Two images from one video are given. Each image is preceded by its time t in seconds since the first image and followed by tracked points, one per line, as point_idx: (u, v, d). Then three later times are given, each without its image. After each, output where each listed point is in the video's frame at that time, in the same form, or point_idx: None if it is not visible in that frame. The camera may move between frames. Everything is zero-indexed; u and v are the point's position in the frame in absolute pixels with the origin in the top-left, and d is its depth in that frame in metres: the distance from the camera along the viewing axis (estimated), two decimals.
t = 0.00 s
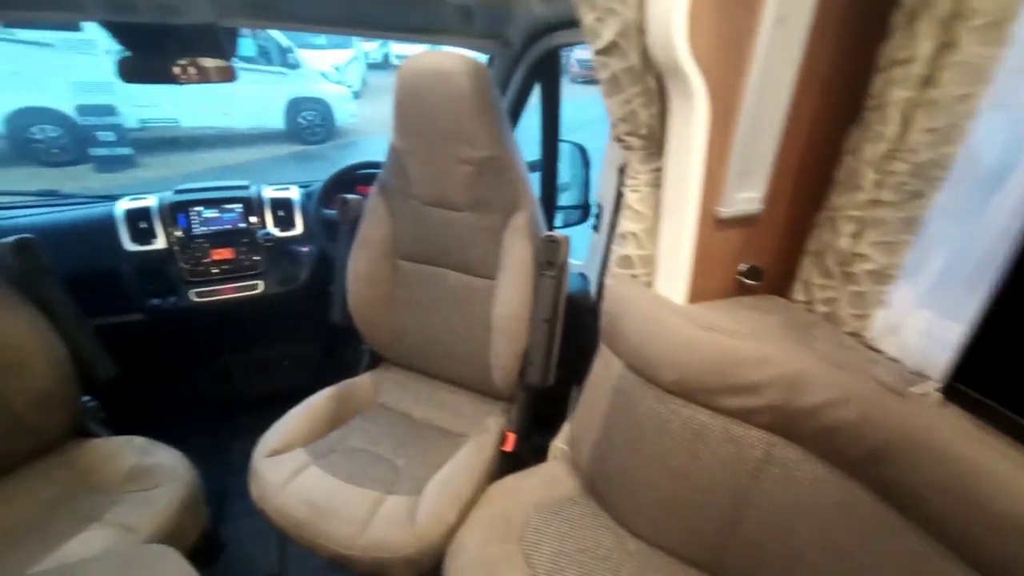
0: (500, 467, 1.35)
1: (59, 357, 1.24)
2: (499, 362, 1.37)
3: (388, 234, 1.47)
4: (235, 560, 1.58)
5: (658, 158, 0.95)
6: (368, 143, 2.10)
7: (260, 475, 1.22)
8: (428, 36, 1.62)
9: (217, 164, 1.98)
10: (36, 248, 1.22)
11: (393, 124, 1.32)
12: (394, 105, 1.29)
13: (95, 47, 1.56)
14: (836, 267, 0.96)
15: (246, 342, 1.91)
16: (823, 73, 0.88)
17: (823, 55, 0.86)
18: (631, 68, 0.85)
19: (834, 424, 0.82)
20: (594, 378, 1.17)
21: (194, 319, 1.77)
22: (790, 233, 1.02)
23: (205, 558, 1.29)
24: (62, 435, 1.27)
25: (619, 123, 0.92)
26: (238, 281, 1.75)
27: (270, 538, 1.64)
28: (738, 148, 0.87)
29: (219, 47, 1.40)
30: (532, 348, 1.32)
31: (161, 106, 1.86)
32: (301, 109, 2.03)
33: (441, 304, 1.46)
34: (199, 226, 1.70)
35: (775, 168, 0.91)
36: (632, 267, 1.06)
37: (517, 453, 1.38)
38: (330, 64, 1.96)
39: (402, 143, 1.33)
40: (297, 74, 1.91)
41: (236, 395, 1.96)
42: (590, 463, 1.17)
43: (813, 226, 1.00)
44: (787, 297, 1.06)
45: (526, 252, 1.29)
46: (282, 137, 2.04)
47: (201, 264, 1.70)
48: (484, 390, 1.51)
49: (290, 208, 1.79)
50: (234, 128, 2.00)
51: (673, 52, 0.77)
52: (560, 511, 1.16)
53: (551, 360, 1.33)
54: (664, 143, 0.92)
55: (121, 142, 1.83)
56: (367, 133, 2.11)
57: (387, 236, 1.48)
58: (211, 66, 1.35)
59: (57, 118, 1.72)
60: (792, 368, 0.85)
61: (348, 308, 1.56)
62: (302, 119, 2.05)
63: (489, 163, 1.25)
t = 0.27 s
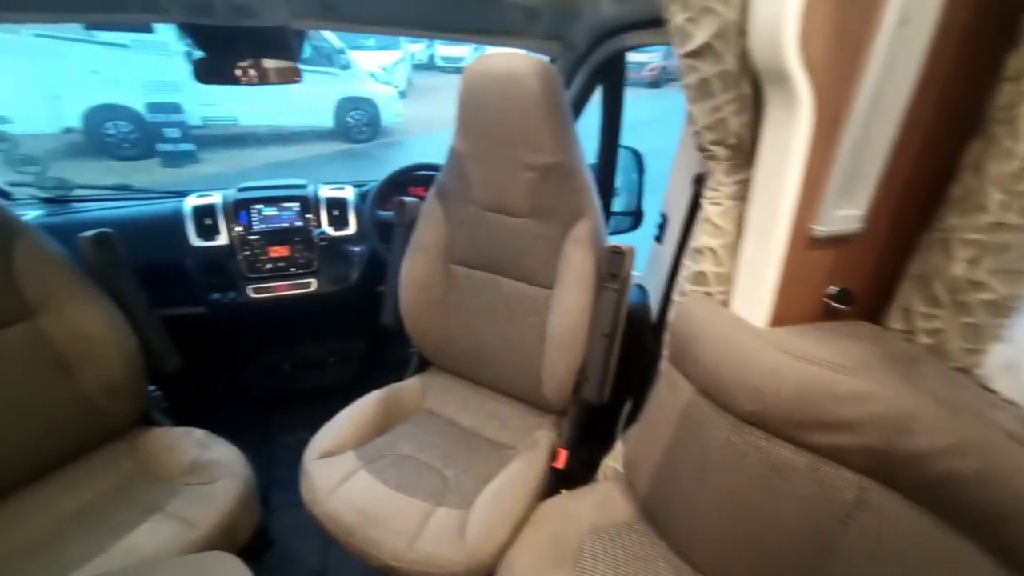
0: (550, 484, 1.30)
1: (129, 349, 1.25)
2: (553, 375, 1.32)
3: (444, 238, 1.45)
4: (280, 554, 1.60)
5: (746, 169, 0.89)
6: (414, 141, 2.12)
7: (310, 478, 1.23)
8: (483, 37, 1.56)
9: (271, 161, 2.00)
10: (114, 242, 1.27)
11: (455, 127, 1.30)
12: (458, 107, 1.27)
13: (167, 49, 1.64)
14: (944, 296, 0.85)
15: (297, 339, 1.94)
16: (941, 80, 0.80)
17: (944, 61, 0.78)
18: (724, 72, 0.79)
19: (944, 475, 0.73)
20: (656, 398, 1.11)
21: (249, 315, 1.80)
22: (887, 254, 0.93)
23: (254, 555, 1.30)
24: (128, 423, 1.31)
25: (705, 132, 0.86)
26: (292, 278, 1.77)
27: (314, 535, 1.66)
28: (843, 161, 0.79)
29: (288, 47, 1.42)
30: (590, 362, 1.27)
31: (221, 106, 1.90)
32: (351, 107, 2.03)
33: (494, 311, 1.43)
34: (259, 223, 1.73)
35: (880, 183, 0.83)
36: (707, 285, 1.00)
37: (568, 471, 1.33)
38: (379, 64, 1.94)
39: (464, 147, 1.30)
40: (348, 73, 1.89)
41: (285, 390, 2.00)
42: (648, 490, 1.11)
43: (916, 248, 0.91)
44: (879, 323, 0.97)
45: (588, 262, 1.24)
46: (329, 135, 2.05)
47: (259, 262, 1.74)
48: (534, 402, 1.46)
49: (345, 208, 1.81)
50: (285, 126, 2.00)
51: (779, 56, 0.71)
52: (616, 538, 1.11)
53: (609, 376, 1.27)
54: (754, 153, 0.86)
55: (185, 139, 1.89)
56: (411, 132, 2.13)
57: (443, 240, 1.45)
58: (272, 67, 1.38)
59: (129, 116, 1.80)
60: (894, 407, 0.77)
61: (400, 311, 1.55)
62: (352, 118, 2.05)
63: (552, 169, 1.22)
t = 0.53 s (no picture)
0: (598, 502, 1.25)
1: (190, 344, 1.27)
2: (605, 389, 1.28)
3: (495, 244, 1.42)
4: (320, 552, 1.61)
5: (837, 182, 0.83)
6: (452, 142, 2.11)
7: (357, 480, 1.22)
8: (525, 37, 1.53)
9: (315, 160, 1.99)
10: (181, 238, 1.32)
11: (513, 130, 1.27)
12: (518, 110, 1.24)
13: (224, 51, 1.67)
14: None
15: (343, 337, 1.96)
16: None
17: None
18: (823, 78, 0.74)
19: None
20: (719, 421, 1.04)
21: (298, 312, 1.83)
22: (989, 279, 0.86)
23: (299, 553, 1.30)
24: (184, 415, 1.34)
25: (794, 141, 0.81)
26: (341, 277, 1.79)
27: (353, 535, 1.66)
28: (956, 177, 0.73)
29: (347, 48, 1.44)
30: (645, 378, 1.22)
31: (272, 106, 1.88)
32: (394, 107, 2.00)
33: (544, 320, 1.39)
34: (312, 222, 1.75)
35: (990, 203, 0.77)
36: (783, 303, 0.94)
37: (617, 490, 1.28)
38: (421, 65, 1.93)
39: (522, 151, 1.27)
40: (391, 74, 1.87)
41: (328, 387, 2.02)
42: (706, 520, 1.04)
43: None
44: (977, 353, 0.89)
45: (648, 274, 1.19)
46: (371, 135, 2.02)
47: (311, 260, 1.76)
48: (581, 415, 1.41)
49: (394, 208, 1.81)
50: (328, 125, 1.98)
51: (893, 61, 0.65)
52: (671, 567, 1.05)
53: (665, 394, 1.21)
54: (848, 165, 0.80)
55: (239, 137, 1.90)
56: (450, 133, 2.11)
57: (494, 245, 1.42)
58: (324, 68, 1.40)
59: (190, 114, 1.84)
60: (1007, 451, 0.69)
61: (448, 315, 1.53)
62: (394, 118, 2.02)
63: (615, 176, 1.17)
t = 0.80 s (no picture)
0: (642, 518, 1.20)
1: (240, 339, 1.30)
2: (652, 401, 1.24)
3: (540, 248, 1.40)
4: (353, 550, 1.62)
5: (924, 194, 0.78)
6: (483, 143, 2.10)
7: (398, 481, 1.22)
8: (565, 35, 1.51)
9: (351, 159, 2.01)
10: (234, 236, 1.36)
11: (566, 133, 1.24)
12: (570, 112, 1.22)
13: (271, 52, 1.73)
14: None
15: (381, 336, 1.97)
16: None
17: None
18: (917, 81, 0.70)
19: None
20: (777, 442, 0.99)
21: (338, 309, 1.84)
22: None
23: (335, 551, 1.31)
24: (230, 408, 1.37)
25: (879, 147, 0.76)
26: (382, 276, 1.80)
27: (385, 534, 1.66)
28: None
29: (398, 48, 1.44)
30: (696, 392, 1.17)
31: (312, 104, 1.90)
32: (428, 108, 1.99)
33: (588, 327, 1.35)
34: (355, 221, 1.77)
35: None
36: (854, 321, 0.88)
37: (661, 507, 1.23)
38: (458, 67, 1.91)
39: (573, 154, 1.25)
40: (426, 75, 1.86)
41: (364, 385, 2.03)
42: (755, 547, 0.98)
43: None
44: None
45: (703, 283, 1.15)
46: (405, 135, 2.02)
47: (354, 258, 1.78)
48: (623, 426, 1.37)
49: (436, 209, 1.82)
50: (363, 125, 1.99)
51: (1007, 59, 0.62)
52: None
53: (716, 409, 1.16)
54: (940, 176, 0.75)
55: (281, 135, 1.92)
56: (483, 133, 2.10)
57: (539, 249, 1.40)
58: (364, 69, 1.43)
59: (237, 114, 1.87)
60: None
61: (489, 318, 1.52)
62: (429, 118, 2.01)
63: (672, 181, 1.14)
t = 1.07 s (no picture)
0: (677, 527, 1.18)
1: (281, 332, 1.33)
2: (690, 409, 1.21)
3: (578, 250, 1.39)
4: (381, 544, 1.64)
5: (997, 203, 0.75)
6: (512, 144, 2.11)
7: (430, 479, 1.22)
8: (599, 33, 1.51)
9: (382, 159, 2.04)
10: (280, 231, 1.38)
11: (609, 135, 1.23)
12: (613, 113, 1.21)
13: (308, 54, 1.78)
14: None
15: (413, 333, 1.99)
16: None
17: None
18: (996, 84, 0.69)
19: None
20: (824, 457, 0.95)
21: (373, 306, 1.87)
22: None
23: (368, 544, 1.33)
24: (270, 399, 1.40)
25: (951, 153, 0.74)
26: (417, 274, 1.82)
27: (413, 529, 1.68)
28: None
29: (440, 46, 1.47)
30: (736, 401, 1.14)
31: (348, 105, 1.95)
32: (459, 108, 2.00)
33: (625, 332, 1.34)
34: (392, 219, 1.79)
35: None
36: (914, 334, 0.84)
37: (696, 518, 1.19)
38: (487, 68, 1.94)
39: (616, 156, 1.23)
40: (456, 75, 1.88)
41: (395, 381, 2.06)
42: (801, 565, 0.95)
43: None
44: None
45: (748, 290, 1.12)
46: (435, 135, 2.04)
47: (390, 256, 1.81)
48: (657, 432, 1.35)
49: (471, 209, 1.83)
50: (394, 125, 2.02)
51: None
52: None
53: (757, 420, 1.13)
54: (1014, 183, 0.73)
55: (315, 133, 1.95)
56: (511, 134, 2.12)
57: (577, 252, 1.39)
58: (399, 70, 1.46)
59: (273, 112, 1.89)
60: None
61: (523, 319, 1.52)
62: (459, 118, 2.02)
63: (718, 185, 1.12)
